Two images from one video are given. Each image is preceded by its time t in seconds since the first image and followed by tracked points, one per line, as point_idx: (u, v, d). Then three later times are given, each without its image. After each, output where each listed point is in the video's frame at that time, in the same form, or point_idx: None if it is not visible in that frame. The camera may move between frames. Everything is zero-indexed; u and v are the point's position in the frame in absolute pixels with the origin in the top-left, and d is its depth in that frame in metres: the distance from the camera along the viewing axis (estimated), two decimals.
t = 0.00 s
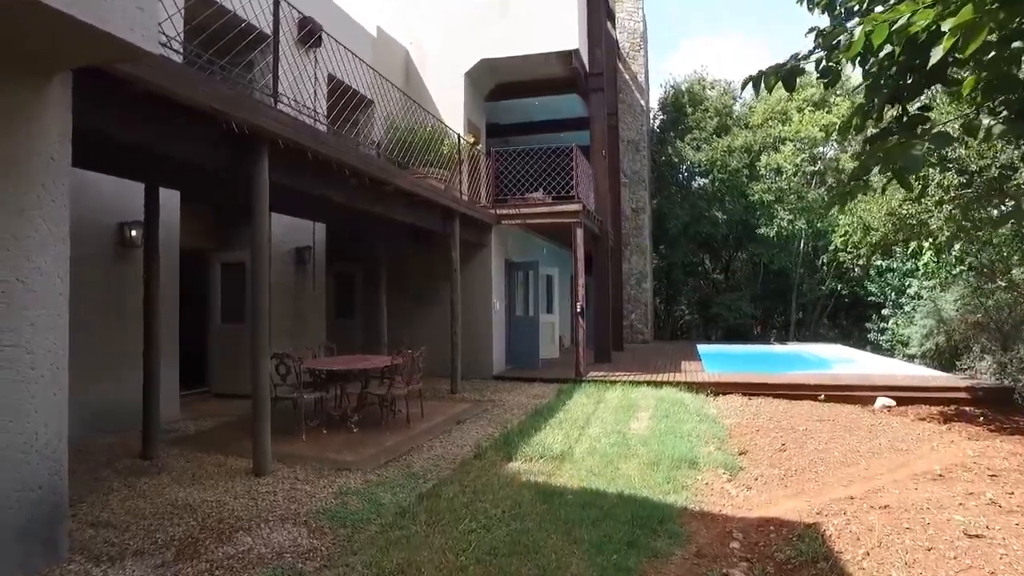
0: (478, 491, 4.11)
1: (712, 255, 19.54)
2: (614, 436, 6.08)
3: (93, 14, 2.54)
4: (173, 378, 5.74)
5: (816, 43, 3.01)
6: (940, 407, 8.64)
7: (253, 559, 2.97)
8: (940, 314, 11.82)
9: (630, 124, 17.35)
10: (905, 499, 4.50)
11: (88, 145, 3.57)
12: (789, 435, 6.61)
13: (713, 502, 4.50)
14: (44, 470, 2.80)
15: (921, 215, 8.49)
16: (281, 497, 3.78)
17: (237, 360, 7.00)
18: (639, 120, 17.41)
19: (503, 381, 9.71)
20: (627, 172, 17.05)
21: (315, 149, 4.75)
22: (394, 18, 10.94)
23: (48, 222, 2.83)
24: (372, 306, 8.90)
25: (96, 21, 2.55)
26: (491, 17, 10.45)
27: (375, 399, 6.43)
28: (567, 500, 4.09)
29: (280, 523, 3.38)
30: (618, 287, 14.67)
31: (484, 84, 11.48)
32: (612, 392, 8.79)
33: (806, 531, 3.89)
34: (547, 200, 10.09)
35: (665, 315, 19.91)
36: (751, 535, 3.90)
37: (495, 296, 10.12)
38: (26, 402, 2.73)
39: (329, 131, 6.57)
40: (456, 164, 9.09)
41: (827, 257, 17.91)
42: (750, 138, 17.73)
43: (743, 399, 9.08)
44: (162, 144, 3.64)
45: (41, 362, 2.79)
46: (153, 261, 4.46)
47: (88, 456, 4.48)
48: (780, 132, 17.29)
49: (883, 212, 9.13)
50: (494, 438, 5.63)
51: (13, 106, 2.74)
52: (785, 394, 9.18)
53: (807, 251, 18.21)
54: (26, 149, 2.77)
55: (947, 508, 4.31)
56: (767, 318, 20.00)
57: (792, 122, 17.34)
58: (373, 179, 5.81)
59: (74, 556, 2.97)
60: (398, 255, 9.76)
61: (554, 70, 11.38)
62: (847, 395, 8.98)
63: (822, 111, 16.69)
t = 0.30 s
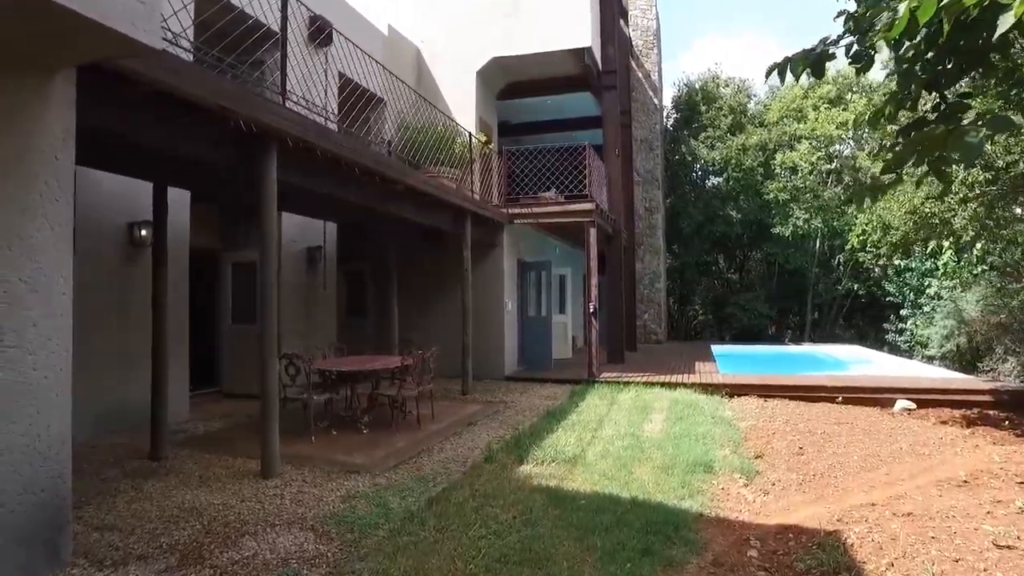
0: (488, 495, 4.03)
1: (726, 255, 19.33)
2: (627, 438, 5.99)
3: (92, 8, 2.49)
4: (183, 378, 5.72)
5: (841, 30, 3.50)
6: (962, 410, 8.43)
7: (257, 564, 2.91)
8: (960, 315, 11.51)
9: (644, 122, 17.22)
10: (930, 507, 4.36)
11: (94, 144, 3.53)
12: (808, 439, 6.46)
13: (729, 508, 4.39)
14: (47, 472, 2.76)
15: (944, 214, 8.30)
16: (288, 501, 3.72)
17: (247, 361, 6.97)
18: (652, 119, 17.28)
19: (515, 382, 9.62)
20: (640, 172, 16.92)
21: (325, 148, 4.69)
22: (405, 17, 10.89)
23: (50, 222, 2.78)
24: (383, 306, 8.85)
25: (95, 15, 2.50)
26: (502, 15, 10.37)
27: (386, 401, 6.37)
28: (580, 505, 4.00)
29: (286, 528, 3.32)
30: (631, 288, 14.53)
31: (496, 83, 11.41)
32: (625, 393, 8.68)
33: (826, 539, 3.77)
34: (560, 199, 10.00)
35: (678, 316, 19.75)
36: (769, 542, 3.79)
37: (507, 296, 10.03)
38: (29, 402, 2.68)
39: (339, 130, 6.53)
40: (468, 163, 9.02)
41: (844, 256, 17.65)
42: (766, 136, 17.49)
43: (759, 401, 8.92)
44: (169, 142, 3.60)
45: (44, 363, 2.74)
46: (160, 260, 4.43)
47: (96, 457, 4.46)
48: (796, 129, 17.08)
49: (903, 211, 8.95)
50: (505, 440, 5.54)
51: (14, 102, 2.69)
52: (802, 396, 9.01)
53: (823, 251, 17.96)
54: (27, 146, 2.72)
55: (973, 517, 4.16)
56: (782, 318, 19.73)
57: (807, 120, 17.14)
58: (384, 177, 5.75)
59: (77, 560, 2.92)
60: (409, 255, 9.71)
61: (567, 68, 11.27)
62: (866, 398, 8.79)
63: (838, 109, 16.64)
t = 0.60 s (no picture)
0: (502, 500, 3.95)
1: (742, 255, 19.08)
2: (643, 441, 5.87)
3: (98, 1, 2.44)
4: (195, 378, 5.69)
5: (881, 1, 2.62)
6: (988, 414, 8.20)
7: (264, 570, 2.85)
8: (984, 315, 11.27)
9: (658, 120, 17.06)
10: (958, 515, 4.20)
11: (103, 142, 3.50)
12: (828, 442, 6.31)
13: (748, 514, 4.24)
14: (53, 475, 2.72)
15: (970, 212, 8.09)
16: (298, 503, 3.67)
17: (260, 361, 6.96)
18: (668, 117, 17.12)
19: (528, 382, 9.53)
20: (655, 170, 16.76)
21: (337, 146, 4.63)
22: (418, 16, 10.84)
23: (56, 220, 2.74)
24: (396, 306, 8.81)
25: (101, 8, 2.45)
26: (516, 13, 10.29)
27: (398, 401, 6.32)
28: (595, 511, 3.90)
29: (295, 532, 3.26)
30: (646, 287, 14.38)
31: (509, 81, 11.33)
32: (641, 394, 8.57)
33: (849, 548, 3.64)
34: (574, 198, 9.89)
35: (693, 316, 19.69)
36: (790, 551, 3.65)
37: (521, 296, 9.94)
38: (34, 405, 2.64)
39: (352, 128, 6.48)
40: (481, 162, 8.94)
41: (864, 256, 17.35)
42: (783, 134, 17.23)
43: (777, 403, 8.76)
44: (178, 140, 3.56)
45: (50, 362, 2.70)
46: (172, 259, 4.41)
47: (108, 457, 4.44)
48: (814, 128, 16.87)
49: (928, 209, 8.74)
50: (518, 443, 5.45)
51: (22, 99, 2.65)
52: (821, 398, 8.82)
53: (842, 250, 17.66)
54: (35, 144, 2.69)
55: (1004, 527, 4.00)
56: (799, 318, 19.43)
57: (825, 118, 16.98)
58: (397, 176, 5.69)
59: (84, 563, 2.89)
60: (422, 254, 9.66)
61: (581, 66, 11.16)
62: (888, 400, 8.57)
63: (858, 106, 16.60)
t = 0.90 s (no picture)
0: (518, 504, 3.84)
1: (761, 254, 18.80)
2: (662, 443, 5.73)
3: None
4: (209, 377, 5.66)
5: None
6: (1019, 417, 7.94)
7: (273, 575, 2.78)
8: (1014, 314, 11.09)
9: (676, 118, 16.85)
10: (993, 524, 4.02)
11: (114, 138, 3.45)
12: (853, 445, 6.11)
13: (772, 520, 4.08)
14: (61, 476, 2.65)
15: (1000, 208, 7.93)
16: (309, 506, 3.60)
17: (275, 360, 6.93)
18: (686, 114, 16.90)
19: (544, 382, 9.42)
20: (673, 168, 16.56)
21: (351, 142, 4.56)
22: (434, 13, 10.78)
23: (63, 216, 2.68)
24: (412, 305, 8.76)
25: None
26: (532, 9, 10.18)
27: (413, 401, 6.25)
28: (614, 516, 3.79)
29: (306, 536, 3.19)
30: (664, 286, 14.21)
31: (525, 78, 11.22)
32: (659, 395, 8.43)
33: (879, 557, 3.49)
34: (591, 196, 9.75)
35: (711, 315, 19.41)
36: (817, 560, 3.50)
37: (537, 295, 9.84)
38: (40, 404, 2.58)
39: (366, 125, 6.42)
40: (497, 159, 8.85)
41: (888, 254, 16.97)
42: (803, 130, 16.93)
43: (799, 405, 8.56)
44: (189, 136, 3.51)
45: (57, 362, 2.64)
46: (184, 257, 4.36)
47: (122, 457, 4.41)
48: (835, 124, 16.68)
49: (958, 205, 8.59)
50: (534, 445, 5.34)
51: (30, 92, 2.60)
52: (844, 400, 8.61)
53: (863, 249, 17.32)
54: (44, 138, 2.63)
55: None
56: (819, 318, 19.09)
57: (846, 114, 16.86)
58: (410, 173, 5.61)
59: (92, 566, 2.83)
60: (437, 253, 9.59)
61: (598, 62, 11.02)
62: (914, 403, 8.33)
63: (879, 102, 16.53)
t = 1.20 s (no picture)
0: (531, 511, 3.74)
1: (776, 253, 18.55)
2: (678, 448, 5.61)
3: None
4: (219, 377, 5.62)
5: None
6: None
7: None
8: None
9: (691, 117, 16.68)
10: None
11: (120, 135, 3.39)
12: (875, 450, 5.93)
13: (793, 528, 3.93)
14: (64, 481, 2.58)
15: None
16: (318, 511, 3.53)
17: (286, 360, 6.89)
18: (700, 112, 16.71)
19: (558, 384, 9.32)
20: (687, 167, 16.40)
21: (363, 141, 4.49)
22: (447, 11, 10.70)
23: (66, 216, 2.62)
24: (424, 306, 8.69)
25: None
26: (545, 7, 10.08)
27: (425, 402, 6.17)
28: (630, 523, 3.68)
29: (314, 543, 3.11)
30: (678, 286, 14.04)
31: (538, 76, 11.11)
32: (674, 397, 8.30)
33: (908, 570, 3.34)
34: (604, 195, 9.62)
35: (725, 315, 19.17)
36: (842, 570, 3.37)
37: (550, 296, 9.73)
38: (43, 406, 2.51)
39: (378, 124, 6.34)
40: (509, 157, 8.74)
41: (908, 254, 16.62)
42: (820, 129, 16.68)
43: (817, 407, 8.38)
44: (196, 134, 3.44)
45: (60, 365, 2.57)
46: (193, 257, 4.31)
47: (130, 459, 4.36)
48: (851, 122, 16.33)
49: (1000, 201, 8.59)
50: (548, 448, 5.24)
51: (31, 87, 2.52)
52: (865, 403, 8.41)
53: (882, 248, 17.03)
54: (45, 135, 2.56)
55: None
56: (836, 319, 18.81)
57: (865, 112, 16.49)
58: (422, 171, 5.52)
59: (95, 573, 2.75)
60: (449, 252, 9.51)
61: (612, 60, 10.89)
62: (938, 406, 8.12)
63: (898, 99, 16.24)
